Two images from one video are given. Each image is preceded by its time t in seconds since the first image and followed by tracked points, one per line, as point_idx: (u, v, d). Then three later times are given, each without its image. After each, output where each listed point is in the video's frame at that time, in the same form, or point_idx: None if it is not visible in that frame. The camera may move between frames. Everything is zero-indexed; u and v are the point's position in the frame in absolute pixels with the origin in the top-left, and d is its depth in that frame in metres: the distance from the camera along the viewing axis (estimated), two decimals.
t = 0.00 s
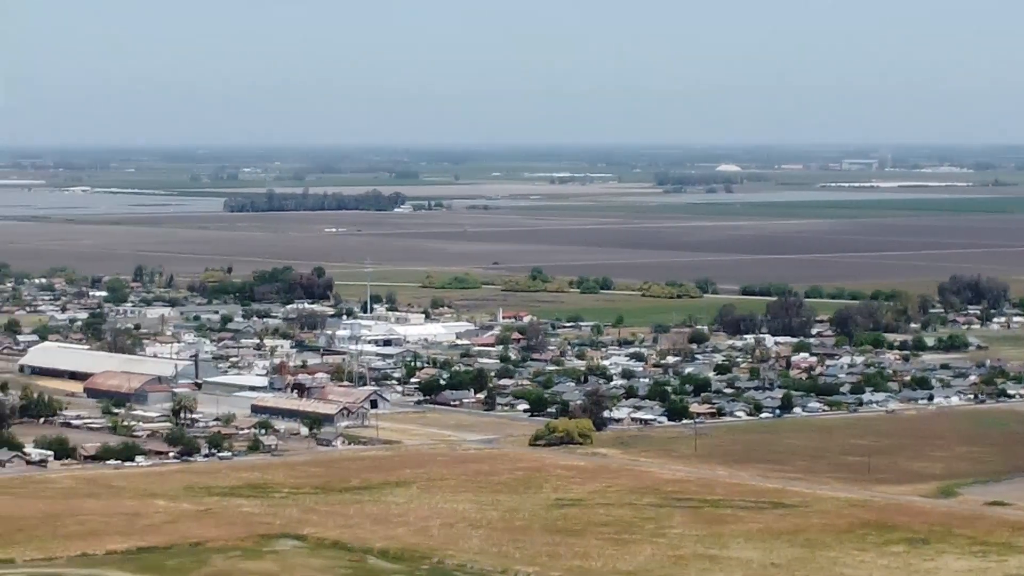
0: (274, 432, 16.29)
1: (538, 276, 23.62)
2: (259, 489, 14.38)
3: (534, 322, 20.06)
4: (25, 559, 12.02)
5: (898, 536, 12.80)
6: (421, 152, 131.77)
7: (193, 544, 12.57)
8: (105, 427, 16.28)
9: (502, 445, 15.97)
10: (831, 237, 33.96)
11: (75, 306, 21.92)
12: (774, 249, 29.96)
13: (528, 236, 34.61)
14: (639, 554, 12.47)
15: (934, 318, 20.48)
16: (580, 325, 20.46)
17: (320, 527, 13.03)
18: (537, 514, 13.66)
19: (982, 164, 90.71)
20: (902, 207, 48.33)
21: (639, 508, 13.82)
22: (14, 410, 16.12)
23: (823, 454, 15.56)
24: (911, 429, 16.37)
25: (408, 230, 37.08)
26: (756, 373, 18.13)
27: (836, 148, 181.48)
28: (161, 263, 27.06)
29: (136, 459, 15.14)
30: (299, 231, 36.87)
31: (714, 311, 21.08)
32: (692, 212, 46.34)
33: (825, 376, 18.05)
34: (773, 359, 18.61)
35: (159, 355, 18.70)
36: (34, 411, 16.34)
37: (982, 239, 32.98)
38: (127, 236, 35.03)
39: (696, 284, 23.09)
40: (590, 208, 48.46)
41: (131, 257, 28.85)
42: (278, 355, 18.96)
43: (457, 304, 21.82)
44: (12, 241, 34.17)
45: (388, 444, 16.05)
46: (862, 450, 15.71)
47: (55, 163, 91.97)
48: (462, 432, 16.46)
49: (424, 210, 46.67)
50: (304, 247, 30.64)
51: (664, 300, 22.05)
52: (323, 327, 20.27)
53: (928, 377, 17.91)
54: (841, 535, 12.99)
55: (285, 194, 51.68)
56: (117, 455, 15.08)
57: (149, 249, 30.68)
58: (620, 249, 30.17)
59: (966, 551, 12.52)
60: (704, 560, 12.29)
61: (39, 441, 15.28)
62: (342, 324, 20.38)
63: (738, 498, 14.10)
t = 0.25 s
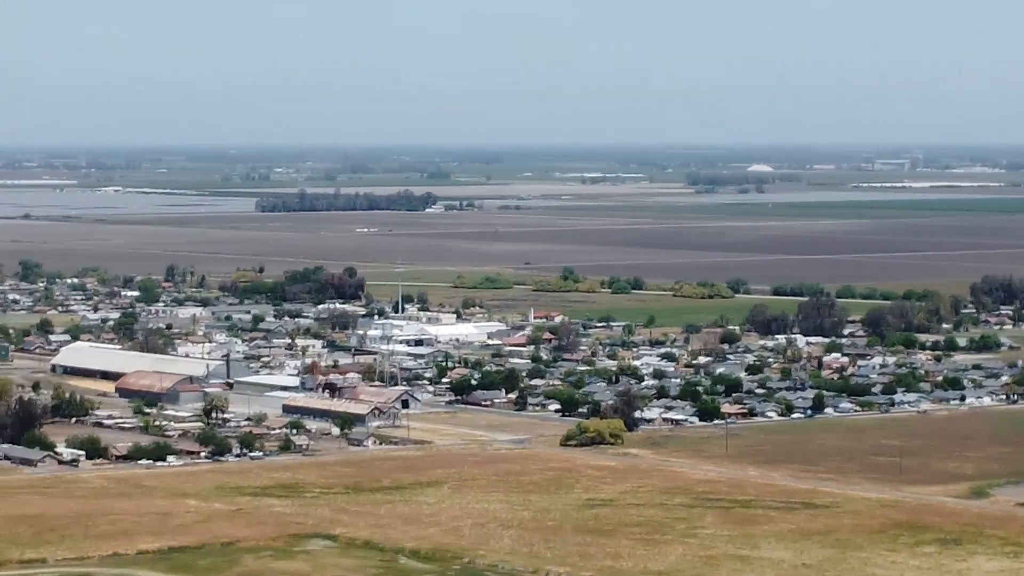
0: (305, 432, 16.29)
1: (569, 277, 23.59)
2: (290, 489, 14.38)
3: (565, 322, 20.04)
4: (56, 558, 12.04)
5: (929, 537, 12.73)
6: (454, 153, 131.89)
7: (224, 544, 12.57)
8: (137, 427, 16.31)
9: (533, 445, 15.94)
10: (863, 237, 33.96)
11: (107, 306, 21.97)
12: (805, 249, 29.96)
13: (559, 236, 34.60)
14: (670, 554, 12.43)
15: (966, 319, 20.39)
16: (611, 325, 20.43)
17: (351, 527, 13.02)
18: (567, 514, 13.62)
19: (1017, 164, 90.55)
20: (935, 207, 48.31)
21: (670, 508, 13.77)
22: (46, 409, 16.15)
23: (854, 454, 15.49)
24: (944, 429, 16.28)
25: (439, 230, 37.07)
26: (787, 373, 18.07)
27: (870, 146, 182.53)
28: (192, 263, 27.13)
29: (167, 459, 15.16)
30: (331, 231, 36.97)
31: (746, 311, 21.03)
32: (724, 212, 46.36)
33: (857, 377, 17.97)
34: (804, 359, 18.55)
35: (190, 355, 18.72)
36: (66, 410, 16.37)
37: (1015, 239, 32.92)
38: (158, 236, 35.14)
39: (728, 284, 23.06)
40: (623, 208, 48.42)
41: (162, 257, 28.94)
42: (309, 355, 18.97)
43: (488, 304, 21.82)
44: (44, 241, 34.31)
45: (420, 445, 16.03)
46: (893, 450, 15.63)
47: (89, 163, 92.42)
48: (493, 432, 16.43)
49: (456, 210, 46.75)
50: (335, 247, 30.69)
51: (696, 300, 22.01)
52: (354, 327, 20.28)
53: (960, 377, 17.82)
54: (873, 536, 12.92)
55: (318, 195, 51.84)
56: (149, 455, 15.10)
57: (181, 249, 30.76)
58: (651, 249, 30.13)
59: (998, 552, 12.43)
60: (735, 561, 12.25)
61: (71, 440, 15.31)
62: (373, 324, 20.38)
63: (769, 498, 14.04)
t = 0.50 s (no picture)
0: (354, 433, 16.30)
1: (618, 277, 23.54)
2: (339, 490, 14.37)
3: (614, 323, 19.99)
4: (105, 558, 11.95)
5: (980, 538, 12.60)
6: (505, 153, 132.20)
7: (273, 544, 12.54)
8: (186, 427, 16.35)
9: (581, 445, 15.89)
10: (914, 237, 33.97)
11: (156, 306, 22.09)
12: (855, 249, 29.99)
13: (608, 236, 34.62)
14: (720, 555, 12.35)
15: (1017, 320, 20.23)
16: (660, 326, 20.37)
17: (400, 527, 12.99)
18: (616, 515, 13.56)
19: None
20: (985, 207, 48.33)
21: (718, 509, 13.69)
22: (96, 409, 16.20)
23: (904, 455, 15.37)
24: (994, 431, 16.14)
25: (488, 230, 37.12)
26: (837, 374, 17.96)
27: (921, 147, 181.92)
28: (242, 263, 27.26)
29: (217, 458, 15.18)
30: (381, 231, 37.13)
31: (795, 312, 20.94)
32: (774, 212, 46.39)
33: (907, 378, 17.84)
34: (854, 360, 18.43)
35: (240, 355, 18.77)
36: (116, 410, 16.43)
37: None
38: (209, 236, 35.38)
39: (777, 285, 23.00)
40: (671, 209, 48.42)
41: (212, 257, 29.10)
42: (358, 355, 19.00)
43: (537, 304, 21.80)
44: (96, 241, 34.56)
45: (468, 445, 16.01)
46: (943, 451, 15.50)
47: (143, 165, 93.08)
48: (542, 432, 16.39)
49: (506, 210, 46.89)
50: (385, 247, 30.78)
51: (745, 301, 21.94)
52: (403, 327, 20.30)
53: (1011, 379, 17.67)
54: (922, 537, 12.81)
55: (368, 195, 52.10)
56: (198, 455, 15.12)
57: (231, 249, 30.93)
58: (699, 249, 30.11)
59: None
60: (784, 562, 12.16)
61: (121, 440, 15.35)
62: (422, 325, 20.39)
63: (818, 499, 13.94)
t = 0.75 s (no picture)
0: (394, 433, 16.30)
1: (658, 278, 23.50)
2: (379, 490, 14.36)
3: (654, 323, 19.95)
4: (146, 558, 11.81)
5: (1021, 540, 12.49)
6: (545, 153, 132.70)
7: (314, 544, 12.45)
8: (227, 427, 16.38)
9: (621, 446, 15.85)
10: (954, 237, 34.10)
11: (197, 307, 22.18)
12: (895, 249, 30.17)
13: (647, 237, 34.64)
14: (759, 557, 12.29)
15: None
16: (700, 327, 20.32)
17: (440, 528, 12.94)
18: (656, 516, 13.50)
19: None
20: None
21: (759, 510, 13.63)
22: (137, 409, 16.26)
23: (944, 456, 15.27)
24: None
25: (527, 231, 37.16)
26: (877, 375, 17.86)
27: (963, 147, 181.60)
28: (282, 264, 27.37)
29: (257, 459, 15.20)
30: (421, 232, 37.29)
31: (836, 312, 20.86)
32: (814, 212, 46.49)
33: (947, 379, 17.73)
34: (894, 361, 18.33)
35: (280, 355, 18.80)
36: (156, 411, 16.49)
37: None
38: (250, 236, 35.62)
39: (817, 285, 22.98)
40: (711, 209, 48.40)
41: (253, 257, 29.24)
42: (399, 356, 19.02)
43: (577, 305, 21.79)
44: (138, 241, 34.79)
45: (508, 445, 15.99)
46: (984, 452, 15.39)
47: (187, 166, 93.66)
48: (582, 433, 16.36)
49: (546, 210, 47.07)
50: (424, 247, 30.87)
51: (785, 301, 21.88)
52: (443, 328, 20.31)
53: None
54: (963, 539, 12.72)
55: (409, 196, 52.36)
56: (238, 455, 15.14)
57: (271, 249, 31.08)
58: (739, 250, 30.09)
59: None
60: (824, 563, 12.09)
61: (161, 440, 15.39)
62: (462, 325, 20.40)
63: (858, 500, 13.86)
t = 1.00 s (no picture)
0: (456, 433, 16.30)
1: (721, 278, 23.41)
2: (442, 490, 14.34)
3: (717, 324, 19.87)
4: (209, 557, 11.61)
5: None
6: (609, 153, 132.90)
7: (376, 544, 12.37)
8: (290, 427, 16.42)
9: (684, 447, 15.77)
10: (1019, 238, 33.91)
11: (260, 307, 22.28)
12: (960, 249, 30.00)
13: (710, 237, 34.56)
14: (822, 558, 12.18)
15: None
16: (763, 327, 20.22)
17: (503, 527, 12.90)
18: (720, 517, 13.42)
19: None
20: None
21: (822, 512, 13.53)
22: (200, 409, 16.33)
23: (1009, 458, 15.11)
24: None
25: (591, 231, 37.15)
26: (941, 376, 17.71)
27: None
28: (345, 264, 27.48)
29: (319, 459, 15.23)
30: (484, 232, 37.38)
31: (900, 313, 20.71)
32: (879, 212, 46.35)
33: (1012, 380, 17.56)
34: (959, 362, 18.17)
35: (344, 355, 18.85)
36: (220, 410, 16.56)
37: None
38: (313, 236, 35.83)
39: (880, 285, 22.91)
40: (774, 210, 48.26)
41: (316, 258, 29.38)
42: (461, 356, 19.03)
43: (640, 305, 21.74)
44: (203, 241, 35.05)
45: (571, 446, 15.95)
46: None
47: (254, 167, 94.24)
48: (645, 434, 16.30)
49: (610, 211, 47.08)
50: (487, 248, 30.92)
51: (849, 302, 21.76)
52: (506, 328, 20.31)
53: None
54: None
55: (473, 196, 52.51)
56: (301, 455, 15.17)
57: (335, 250, 31.23)
58: (802, 251, 29.96)
59: None
60: (889, 565, 11.99)
61: (224, 440, 15.44)
62: (525, 326, 20.39)
63: (922, 502, 13.74)
